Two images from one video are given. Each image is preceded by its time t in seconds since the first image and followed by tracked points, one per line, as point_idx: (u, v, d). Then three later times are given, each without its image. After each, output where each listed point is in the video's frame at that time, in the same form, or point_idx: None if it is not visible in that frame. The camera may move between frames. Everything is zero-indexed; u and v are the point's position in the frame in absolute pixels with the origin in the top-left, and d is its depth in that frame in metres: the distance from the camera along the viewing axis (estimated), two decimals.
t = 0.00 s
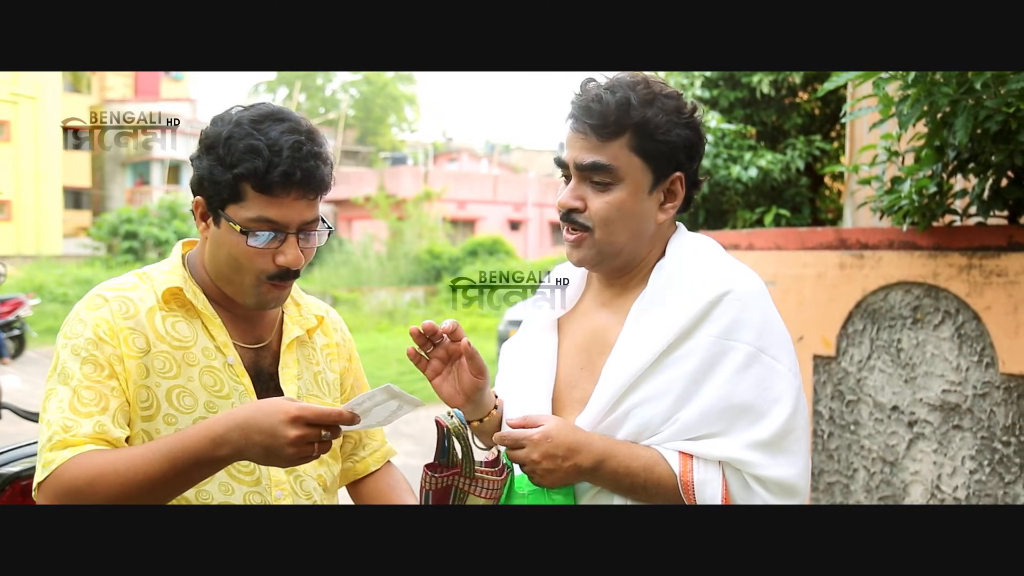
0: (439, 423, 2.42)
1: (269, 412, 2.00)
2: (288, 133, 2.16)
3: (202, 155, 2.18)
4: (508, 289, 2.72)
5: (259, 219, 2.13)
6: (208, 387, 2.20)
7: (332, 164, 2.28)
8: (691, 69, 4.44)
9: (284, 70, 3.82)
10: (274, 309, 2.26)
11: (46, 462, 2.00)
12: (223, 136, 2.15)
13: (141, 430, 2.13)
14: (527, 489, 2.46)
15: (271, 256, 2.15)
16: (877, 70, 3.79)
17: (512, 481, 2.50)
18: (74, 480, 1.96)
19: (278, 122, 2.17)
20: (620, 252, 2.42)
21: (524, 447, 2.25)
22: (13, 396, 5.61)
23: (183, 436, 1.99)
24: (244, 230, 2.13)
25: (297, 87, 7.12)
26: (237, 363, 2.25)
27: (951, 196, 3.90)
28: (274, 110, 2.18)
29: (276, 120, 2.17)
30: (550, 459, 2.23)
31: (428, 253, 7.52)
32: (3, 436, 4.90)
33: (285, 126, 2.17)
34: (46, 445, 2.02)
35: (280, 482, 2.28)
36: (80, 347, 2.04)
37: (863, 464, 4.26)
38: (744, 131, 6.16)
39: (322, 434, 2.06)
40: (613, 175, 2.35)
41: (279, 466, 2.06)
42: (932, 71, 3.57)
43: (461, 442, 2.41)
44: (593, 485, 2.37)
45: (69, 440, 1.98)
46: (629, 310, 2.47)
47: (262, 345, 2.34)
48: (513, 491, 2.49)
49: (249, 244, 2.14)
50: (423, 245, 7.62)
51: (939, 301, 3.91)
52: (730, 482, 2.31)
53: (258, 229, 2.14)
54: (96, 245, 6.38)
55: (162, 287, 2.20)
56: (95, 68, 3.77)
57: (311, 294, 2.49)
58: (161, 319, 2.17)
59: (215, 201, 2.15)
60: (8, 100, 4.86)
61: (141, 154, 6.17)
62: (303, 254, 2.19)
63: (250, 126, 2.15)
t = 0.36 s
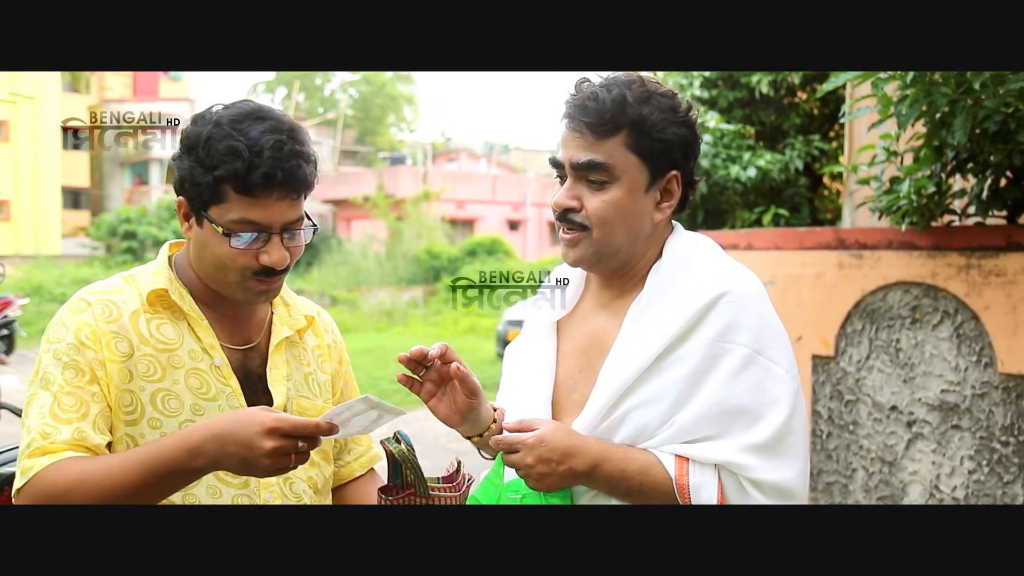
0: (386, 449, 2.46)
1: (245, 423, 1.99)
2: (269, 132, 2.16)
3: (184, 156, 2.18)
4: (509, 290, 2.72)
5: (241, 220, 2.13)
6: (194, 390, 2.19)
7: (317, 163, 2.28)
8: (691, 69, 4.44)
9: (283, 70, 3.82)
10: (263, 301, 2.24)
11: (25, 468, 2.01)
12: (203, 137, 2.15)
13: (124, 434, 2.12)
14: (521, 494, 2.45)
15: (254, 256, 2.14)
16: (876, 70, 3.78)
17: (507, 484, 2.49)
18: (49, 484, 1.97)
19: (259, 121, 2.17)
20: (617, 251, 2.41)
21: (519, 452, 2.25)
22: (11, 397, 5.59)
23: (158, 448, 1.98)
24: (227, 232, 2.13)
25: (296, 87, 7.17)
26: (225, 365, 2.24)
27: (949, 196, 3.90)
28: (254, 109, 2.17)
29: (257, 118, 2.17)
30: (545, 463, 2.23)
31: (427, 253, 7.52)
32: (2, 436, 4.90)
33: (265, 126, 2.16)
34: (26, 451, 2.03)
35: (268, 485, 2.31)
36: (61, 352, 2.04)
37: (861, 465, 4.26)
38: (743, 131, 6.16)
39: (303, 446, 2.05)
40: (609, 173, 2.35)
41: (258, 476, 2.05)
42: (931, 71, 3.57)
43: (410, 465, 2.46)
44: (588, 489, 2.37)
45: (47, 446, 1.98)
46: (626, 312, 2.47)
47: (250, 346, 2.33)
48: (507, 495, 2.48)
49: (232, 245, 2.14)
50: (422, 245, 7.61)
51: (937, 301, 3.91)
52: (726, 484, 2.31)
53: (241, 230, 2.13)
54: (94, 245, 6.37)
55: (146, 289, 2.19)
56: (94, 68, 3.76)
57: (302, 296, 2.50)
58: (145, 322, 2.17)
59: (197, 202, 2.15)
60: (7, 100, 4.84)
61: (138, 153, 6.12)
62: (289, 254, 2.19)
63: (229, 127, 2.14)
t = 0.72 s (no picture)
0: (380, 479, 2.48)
1: (223, 441, 2.00)
2: (247, 137, 2.15)
3: (163, 162, 2.18)
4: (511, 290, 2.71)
5: (220, 227, 2.13)
6: (183, 390, 2.17)
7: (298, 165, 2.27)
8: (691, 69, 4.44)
9: (281, 70, 3.82)
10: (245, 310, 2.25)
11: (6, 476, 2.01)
12: (180, 144, 2.15)
13: (109, 439, 2.11)
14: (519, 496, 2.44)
15: (236, 263, 2.15)
16: (875, 70, 3.78)
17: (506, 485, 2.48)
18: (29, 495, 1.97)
19: (237, 125, 2.16)
20: (608, 245, 2.41)
21: (517, 451, 2.25)
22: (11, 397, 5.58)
23: (138, 460, 1.99)
24: (207, 239, 2.14)
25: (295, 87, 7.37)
26: (215, 363, 2.22)
27: (948, 196, 3.90)
28: (231, 113, 2.17)
29: (235, 122, 2.17)
30: (543, 462, 2.22)
31: (427, 253, 7.53)
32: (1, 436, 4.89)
33: (243, 130, 2.16)
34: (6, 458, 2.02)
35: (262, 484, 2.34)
36: (43, 359, 2.03)
37: (861, 465, 4.26)
38: (742, 131, 6.16)
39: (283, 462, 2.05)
40: (598, 165, 2.36)
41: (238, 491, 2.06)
42: (930, 71, 3.57)
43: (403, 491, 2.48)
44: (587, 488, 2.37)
45: (27, 454, 1.98)
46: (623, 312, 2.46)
47: (240, 343, 2.33)
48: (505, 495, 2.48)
49: (212, 253, 2.14)
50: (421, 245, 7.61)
51: (937, 301, 3.91)
52: (723, 482, 2.31)
53: (220, 237, 2.14)
54: (93, 245, 6.36)
55: (132, 290, 2.17)
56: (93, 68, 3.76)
57: (291, 292, 2.49)
58: (131, 324, 2.16)
59: (177, 210, 2.15)
60: (6, 100, 4.84)
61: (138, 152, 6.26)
62: (270, 259, 2.19)
63: (207, 132, 2.14)
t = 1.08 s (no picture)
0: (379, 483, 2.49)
1: (224, 442, 2.00)
2: (245, 136, 2.15)
3: (161, 162, 2.19)
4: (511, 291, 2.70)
5: (220, 225, 2.13)
6: (183, 391, 2.17)
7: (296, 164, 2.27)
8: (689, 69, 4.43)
9: (280, 70, 3.82)
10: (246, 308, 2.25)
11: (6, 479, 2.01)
12: (178, 144, 2.15)
13: (109, 441, 2.11)
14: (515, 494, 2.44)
15: (235, 261, 2.15)
16: (875, 70, 3.79)
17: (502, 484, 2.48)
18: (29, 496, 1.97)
19: (235, 124, 2.16)
20: (603, 244, 2.41)
21: (510, 446, 2.26)
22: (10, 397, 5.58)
23: (138, 464, 1.98)
24: (207, 237, 2.13)
25: (295, 86, 7.36)
26: (213, 364, 2.22)
27: (948, 196, 3.90)
28: (228, 112, 2.17)
29: (233, 121, 2.17)
30: (536, 456, 2.24)
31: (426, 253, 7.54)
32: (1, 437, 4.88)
33: (241, 129, 2.16)
34: (7, 462, 2.03)
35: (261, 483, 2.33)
36: (42, 362, 2.04)
37: (860, 465, 4.26)
38: (742, 131, 6.16)
39: (282, 464, 2.06)
40: (590, 164, 2.36)
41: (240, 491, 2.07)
42: (929, 72, 3.57)
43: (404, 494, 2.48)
44: (583, 484, 2.37)
45: (26, 458, 1.98)
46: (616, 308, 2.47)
47: (238, 343, 2.33)
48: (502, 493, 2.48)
49: (212, 251, 2.14)
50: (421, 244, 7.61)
51: (936, 301, 3.91)
52: (716, 475, 2.31)
53: (220, 235, 2.14)
54: (93, 245, 6.36)
55: (130, 291, 2.17)
56: (92, 68, 3.78)
57: (287, 291, 2.49)
58: (129, 325, 2.15)
59: (177, 208, 2.15)
60: (6, 100, 4.83)
61: (137, 153, 6.17)
62: (270, 257, 2.19)
63: (205, 131, 2.14)
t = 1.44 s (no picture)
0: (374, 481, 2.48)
1: (222, 457, 2.01)
2: (244, 129, 2.16)
3: (159, 159, 2.19)
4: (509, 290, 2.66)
5: (222, 219, 2.13)
6: (181, 393, 2.16)
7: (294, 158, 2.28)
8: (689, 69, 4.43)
9: (279, 70, 3.82)
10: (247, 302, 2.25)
11: (5, 488, 2.02)
12: (178, 139, 2.15)
13: (109, 446, 2.11)
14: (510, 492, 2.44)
15: (237, 255, 2.15)
16: (874, 70, 3.78)
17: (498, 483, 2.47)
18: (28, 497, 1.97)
19: (233, 118, 2.17)
20: (592, 249, 2.41)
21: (506, 447, 2.26)
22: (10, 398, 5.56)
23: (138, 477, 2.01)
24: (209, 232, 2.13)
25: (295, 87, 7.31)
26: (212, 365, 2.22)
27: (948, 196, 3.90)
28: (225, 106, 2.18)
29: (231, 115, 2.17)
30: (532, 458, 2.25)
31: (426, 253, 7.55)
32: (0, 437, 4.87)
33: (241, 122, 2.17)
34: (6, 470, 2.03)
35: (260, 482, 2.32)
36: (38, 369, 2.03)
37: (860, 465, 4.26)
38: (741, 131, 6.16)
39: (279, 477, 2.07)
40: (574, 171, 2.36)
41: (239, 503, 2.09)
42: (929, 71, 3.57)
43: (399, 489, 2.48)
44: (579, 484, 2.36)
45: (23, 467, 1.99)
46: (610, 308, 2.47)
47: (235, 342, 2.33)
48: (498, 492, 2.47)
49: (215, 245, 2.14)
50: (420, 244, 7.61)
51: (935, 301, 3.91)
52: (712, 475, 2.31)
53: (223, 228, 2.14)
54: (92, 245, 6.31)
55: (127, 295, 2.17)
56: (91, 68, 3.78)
57: (283, 292, 2.49)
58: (126, 329, 2.15)
59: (177, 204, 2.15)
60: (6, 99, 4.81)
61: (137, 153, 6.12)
62: (272, 249, 2.19)
63: (204, 125, 2.14)
